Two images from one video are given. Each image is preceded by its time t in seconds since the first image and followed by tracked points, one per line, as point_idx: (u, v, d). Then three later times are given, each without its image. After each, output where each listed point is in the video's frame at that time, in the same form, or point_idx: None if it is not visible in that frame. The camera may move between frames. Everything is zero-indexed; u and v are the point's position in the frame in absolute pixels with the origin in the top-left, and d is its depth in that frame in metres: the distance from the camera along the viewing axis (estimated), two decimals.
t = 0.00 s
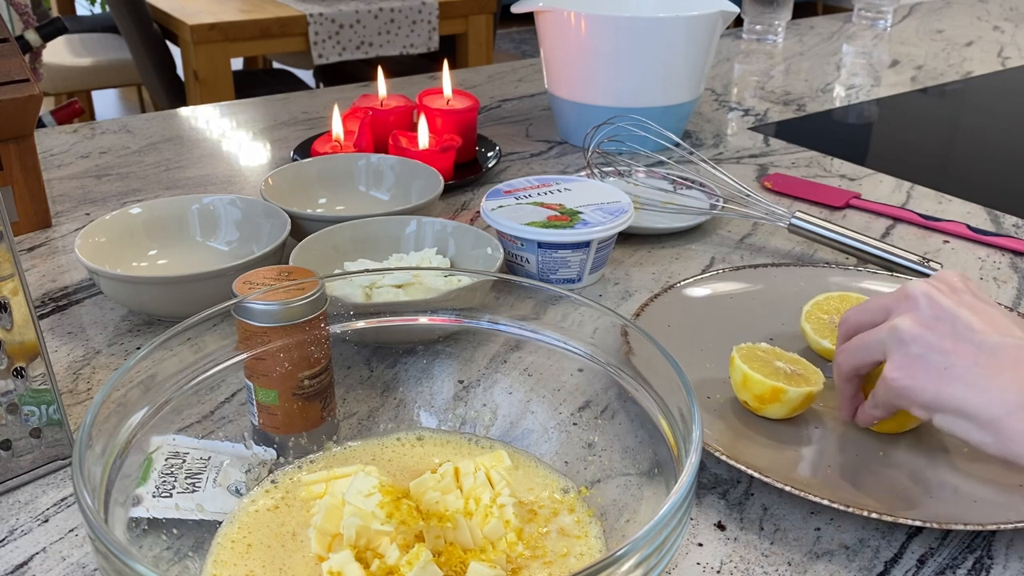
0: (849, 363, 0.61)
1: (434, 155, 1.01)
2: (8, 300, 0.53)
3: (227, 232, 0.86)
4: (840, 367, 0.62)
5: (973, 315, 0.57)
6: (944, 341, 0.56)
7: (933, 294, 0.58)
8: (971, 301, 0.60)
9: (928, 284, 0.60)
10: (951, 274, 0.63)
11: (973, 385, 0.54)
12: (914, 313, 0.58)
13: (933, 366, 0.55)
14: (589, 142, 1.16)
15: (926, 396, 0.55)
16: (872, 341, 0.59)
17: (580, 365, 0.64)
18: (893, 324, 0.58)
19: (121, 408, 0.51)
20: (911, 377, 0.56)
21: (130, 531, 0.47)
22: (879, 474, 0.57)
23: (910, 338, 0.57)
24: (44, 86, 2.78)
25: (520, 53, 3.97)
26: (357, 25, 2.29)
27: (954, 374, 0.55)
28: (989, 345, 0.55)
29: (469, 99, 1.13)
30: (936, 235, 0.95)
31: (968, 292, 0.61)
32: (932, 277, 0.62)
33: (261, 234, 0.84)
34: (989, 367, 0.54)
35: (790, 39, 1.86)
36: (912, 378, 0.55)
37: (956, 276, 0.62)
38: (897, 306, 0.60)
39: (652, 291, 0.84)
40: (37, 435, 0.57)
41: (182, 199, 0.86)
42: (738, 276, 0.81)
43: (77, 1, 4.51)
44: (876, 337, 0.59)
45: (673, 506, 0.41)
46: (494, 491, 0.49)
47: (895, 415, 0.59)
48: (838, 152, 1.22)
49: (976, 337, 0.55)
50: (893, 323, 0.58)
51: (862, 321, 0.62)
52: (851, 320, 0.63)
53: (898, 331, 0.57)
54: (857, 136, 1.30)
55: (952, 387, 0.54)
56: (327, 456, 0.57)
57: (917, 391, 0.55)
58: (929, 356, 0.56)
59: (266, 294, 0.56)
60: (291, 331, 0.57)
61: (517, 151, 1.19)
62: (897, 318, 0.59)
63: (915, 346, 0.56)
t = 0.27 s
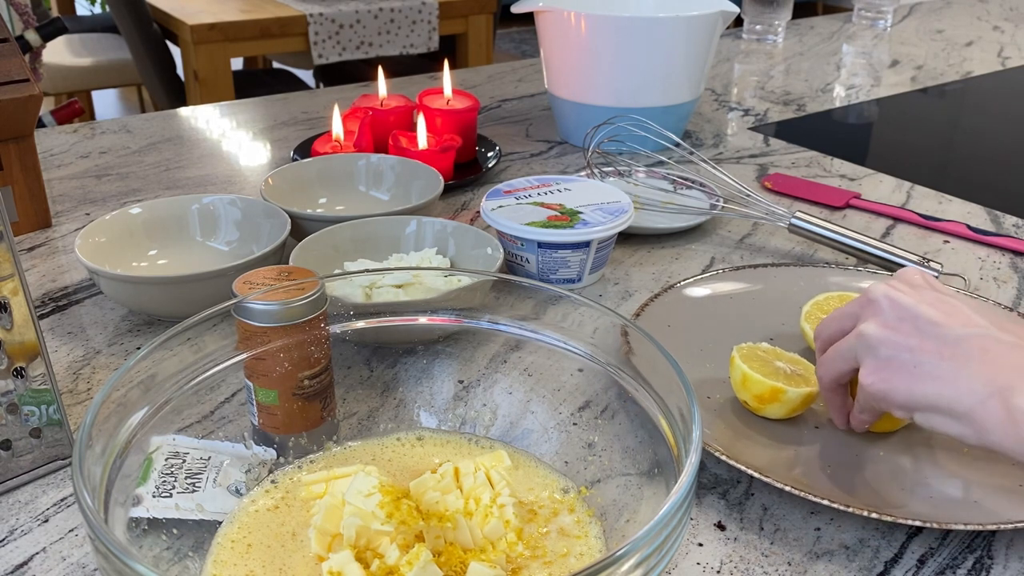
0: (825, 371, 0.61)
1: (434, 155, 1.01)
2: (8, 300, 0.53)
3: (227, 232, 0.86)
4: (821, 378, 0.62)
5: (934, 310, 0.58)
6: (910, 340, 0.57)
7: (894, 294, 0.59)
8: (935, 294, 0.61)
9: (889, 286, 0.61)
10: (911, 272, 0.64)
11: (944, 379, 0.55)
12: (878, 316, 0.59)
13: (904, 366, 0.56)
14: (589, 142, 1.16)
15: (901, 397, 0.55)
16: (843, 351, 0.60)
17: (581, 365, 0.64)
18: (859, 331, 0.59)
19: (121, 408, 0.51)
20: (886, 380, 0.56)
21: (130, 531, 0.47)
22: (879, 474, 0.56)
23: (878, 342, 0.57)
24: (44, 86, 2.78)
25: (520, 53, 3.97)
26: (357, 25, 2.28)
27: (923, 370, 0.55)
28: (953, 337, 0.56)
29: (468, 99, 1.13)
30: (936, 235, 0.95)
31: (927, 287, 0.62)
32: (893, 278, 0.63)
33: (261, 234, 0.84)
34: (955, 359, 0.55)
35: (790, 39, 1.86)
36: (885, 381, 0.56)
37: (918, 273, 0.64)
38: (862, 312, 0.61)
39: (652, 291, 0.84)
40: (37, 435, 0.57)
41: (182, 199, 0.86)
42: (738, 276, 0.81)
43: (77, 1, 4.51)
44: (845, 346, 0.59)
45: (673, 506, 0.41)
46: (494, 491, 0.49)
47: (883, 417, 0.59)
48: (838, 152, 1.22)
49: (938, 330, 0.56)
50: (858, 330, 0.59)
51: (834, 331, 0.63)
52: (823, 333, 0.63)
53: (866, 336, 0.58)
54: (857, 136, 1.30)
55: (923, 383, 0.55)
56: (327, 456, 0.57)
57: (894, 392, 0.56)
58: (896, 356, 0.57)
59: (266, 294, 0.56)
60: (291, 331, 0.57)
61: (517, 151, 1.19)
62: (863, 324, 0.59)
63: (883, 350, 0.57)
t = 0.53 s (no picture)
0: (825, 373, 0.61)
1: (434, 155, 1.01)
2: (8, 300, 0.53)
3: (226, 232, 0.86)
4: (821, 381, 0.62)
5: (936, 311, 0.58)
6: (912, 340, 0.57)
7: (896, 295, 0.60)
8: (936, 294, 0.61)
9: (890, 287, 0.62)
10: (911, 273, 0.64)
11: (947, 377, 0.55)
12: (881, 317, 0.59)
13: (906, 366, 0.56)
14: (589, 142, 1.16)
15: (905, 396, 0.55)
16: (845, 352, 0.60)
17: (580, 365, 0.64)
18: (861, 332, 0.59)
19: (121, 409, 0.51)
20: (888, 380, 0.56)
21: (130, 531, 0.47)
22: (880, 474, 0.56)
23: (879, 342, 0.58)
24: (44, 86, 2.78)
25: (520, 53, 3.97)
26: (357, 25, 2.28)
27: (925, 370, 0.56)
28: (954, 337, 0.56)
29: (469, 99, 1.13)
30: (936, 235, 0.95)
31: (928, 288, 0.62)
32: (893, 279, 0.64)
33: (261, 234, 0.84)
34: (957, 358, 0.55)
35: (790, 39, 1.86)
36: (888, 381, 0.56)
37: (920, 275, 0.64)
38: (863, 314, 0.61)
39: (652, 291, 0.84)
40: (37, 436, 0.57)
41: (182, 199, 0.86)
42: (739, 276, 0.81)
43: (77, 1, 4.52)
44: (847, 347, 0.59)
45: (673, 506, 0.41)
46: (494, 491, 0.49)
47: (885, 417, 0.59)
48: (838, 152, 1.22)
49: (940, 330, 0.57)
50: (860, 331, 0.59)
51: (835, 333, 0.63)
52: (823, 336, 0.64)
53: (867, 336, 0.58)
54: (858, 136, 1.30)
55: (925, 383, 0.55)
56: (327, 456, 0.57)
57: (897, 392, 0.55)
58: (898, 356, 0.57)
59: (267, 294, 0.56)
60: (291, 331, 0.57)
61: (517, 151, 1.19)
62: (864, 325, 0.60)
63: (885, 349, 0.57)
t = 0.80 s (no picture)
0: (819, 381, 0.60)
1: (434, 155, 1.01)
2: (8, 300, 0.53)
3: (226, 232, 0.86)
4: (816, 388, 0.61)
5: (923, 317, 0.57)
6: (902, 348, 0.56)
7: (883, 303, 0.58)
8: (923, 300, 0.60)
9: (878, 293, 0.60)
10: (899, 280, 0.63)
11: (938, 385, 0.54)
12: (869, 326, 0.58)
13: (898, 374, 0.56)
14: (589, 142, 1.16)
15: (897, 405, 0.55)
16: (836, 360, 0.59)
17: (580, 365, 0.64)
18: (850, 342, 0.58)
19: (121, 408, 0.51)
20: (881, 390, 0.56)
21: (130, 531, 0.47)
22: (880, 475, 0.56)
23: (869, 352, 0.56)
24: (44, 86, 2.78)
25: (520, 53, 3.97)
26: (357, 25, 2.28)
27: (916, 379, 0.55)
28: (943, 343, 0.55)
29: (469, 99, 1.13)
30: (936, 235, 0.95)
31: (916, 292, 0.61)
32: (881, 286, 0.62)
33: (261, 234, 0.84)
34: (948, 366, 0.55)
35: (790, 39, 1.86)
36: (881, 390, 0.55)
37: (907, 282, 0.62)
38: (852, 322, 0.60)
39: (652, 291, 0.84)
40: (37, 435, 0.57)
41: (182, 199, 0.86)
42: (739, 276, 0.81)
43: (77, 1, 4.51)
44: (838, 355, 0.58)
45: (673, 506, 0.41)
46: (494, 491, 0.49)
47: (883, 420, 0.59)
48: (838, 152, 1.22)
49: (928, 337, 0.56)
50: (849, 341, 0.58)
51: (827, 342, 0.62)
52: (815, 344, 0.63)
53: (858, 347, 0.57)
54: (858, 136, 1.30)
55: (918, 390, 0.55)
56: (327, 456, 0.57)
57: (889, 401, 0.55)
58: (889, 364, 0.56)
59: (267, 294, 0.56)
60: (291, 331, 0.57)
61: (517, 151, 1.19)
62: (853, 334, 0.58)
63: (876, 359, 0.56)
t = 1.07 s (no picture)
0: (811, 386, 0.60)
1: (434, 155, 1.01)
2: (8, 300, 0.53)
3: (226, 232, 0.86)
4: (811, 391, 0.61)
5: (908, 314, 0.57)
6: (891, 346, 0.56)
7: (870, 304, 0.58)
8: (907, 297, 0.60)
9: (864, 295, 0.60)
10: (884, 280, 0.63)
11: (930, 380, 0.54)
12: (857, 327, 0.58)
13: (890, 372, 0.56)
14: (589, 142, 1.16)
15: (892, 402, 0.55)
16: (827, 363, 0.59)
17: (581, 365, 0.64)
18: (840, 344, 0.58)
19: (121, 409, 0.51)
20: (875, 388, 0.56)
21: (130, 531, 0.47)
22: (881, 474, 0.56)
23: (860, 352, 0.56)
24: (44, 86, 2.78)
25: (520, 53, 3.97)
26: (357, 25, 2.28)
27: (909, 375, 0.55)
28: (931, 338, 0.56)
29: (468, 99, 1.13)
30: (936, 235, 0.95)
31: (899, 290, 0.62)
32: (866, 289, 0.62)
33: (261, 234, 0.84)
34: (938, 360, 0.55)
35: (790, 40, 1.86)
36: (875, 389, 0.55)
37: (892, 281, 0.63)
38: (840, 325, 0.60)
39: (652, 291, 0.84)
40: (37, 435, 0.57)
41: (182, 199, 0.86)
42: (739, 276, 0.81)
43: (77, 1, 4.51)
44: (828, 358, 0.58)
45: (673, 506, 0.41)
46: (494, 491, 0.49)
47: (880, 419, 0.58)
48: (838, 152, 1.22)
49: (916, 333, 0.56)
50: (839, 342, 0.58)
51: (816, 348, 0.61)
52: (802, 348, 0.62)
53: (847, 348, 0.57)
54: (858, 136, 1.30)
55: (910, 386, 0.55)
56: (327, 456, 0.57)
57: (884, 399, 0.55)
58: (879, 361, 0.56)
59: (267, 294, 0.56)
60: (291, 331, 0.57)
61: (517, 151, 1.19)
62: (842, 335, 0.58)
63: (867, 359, 0.56)
